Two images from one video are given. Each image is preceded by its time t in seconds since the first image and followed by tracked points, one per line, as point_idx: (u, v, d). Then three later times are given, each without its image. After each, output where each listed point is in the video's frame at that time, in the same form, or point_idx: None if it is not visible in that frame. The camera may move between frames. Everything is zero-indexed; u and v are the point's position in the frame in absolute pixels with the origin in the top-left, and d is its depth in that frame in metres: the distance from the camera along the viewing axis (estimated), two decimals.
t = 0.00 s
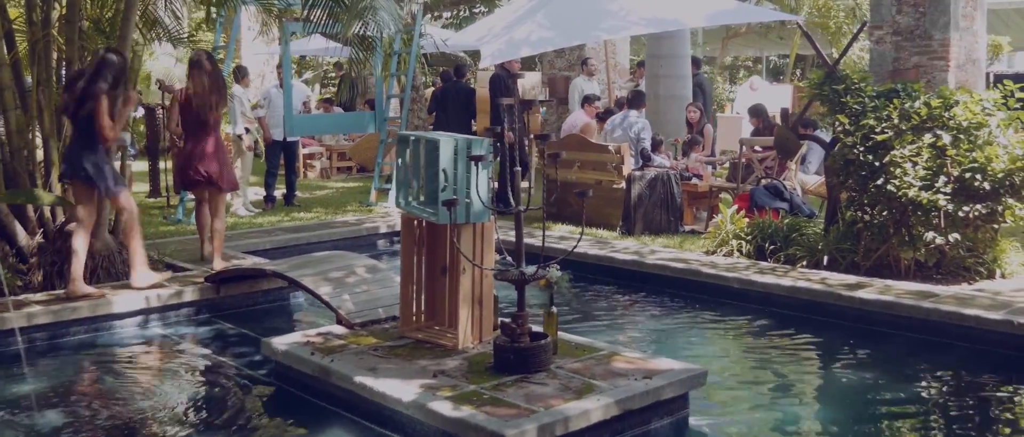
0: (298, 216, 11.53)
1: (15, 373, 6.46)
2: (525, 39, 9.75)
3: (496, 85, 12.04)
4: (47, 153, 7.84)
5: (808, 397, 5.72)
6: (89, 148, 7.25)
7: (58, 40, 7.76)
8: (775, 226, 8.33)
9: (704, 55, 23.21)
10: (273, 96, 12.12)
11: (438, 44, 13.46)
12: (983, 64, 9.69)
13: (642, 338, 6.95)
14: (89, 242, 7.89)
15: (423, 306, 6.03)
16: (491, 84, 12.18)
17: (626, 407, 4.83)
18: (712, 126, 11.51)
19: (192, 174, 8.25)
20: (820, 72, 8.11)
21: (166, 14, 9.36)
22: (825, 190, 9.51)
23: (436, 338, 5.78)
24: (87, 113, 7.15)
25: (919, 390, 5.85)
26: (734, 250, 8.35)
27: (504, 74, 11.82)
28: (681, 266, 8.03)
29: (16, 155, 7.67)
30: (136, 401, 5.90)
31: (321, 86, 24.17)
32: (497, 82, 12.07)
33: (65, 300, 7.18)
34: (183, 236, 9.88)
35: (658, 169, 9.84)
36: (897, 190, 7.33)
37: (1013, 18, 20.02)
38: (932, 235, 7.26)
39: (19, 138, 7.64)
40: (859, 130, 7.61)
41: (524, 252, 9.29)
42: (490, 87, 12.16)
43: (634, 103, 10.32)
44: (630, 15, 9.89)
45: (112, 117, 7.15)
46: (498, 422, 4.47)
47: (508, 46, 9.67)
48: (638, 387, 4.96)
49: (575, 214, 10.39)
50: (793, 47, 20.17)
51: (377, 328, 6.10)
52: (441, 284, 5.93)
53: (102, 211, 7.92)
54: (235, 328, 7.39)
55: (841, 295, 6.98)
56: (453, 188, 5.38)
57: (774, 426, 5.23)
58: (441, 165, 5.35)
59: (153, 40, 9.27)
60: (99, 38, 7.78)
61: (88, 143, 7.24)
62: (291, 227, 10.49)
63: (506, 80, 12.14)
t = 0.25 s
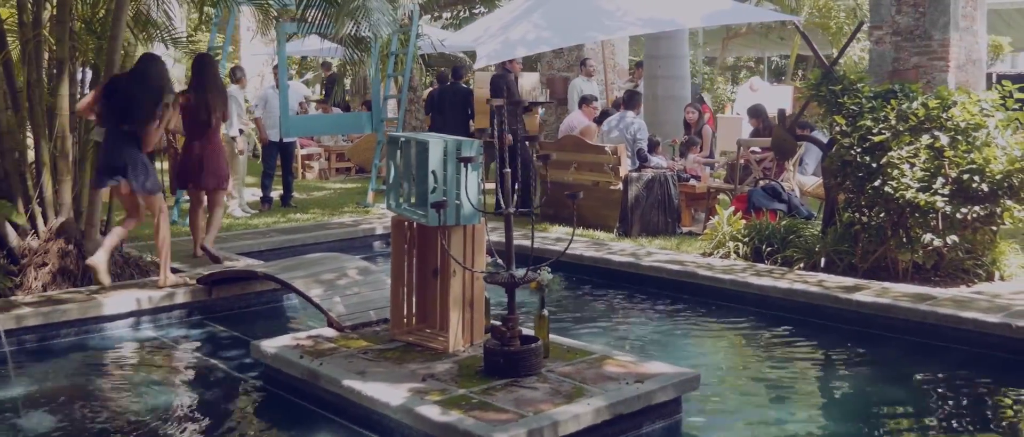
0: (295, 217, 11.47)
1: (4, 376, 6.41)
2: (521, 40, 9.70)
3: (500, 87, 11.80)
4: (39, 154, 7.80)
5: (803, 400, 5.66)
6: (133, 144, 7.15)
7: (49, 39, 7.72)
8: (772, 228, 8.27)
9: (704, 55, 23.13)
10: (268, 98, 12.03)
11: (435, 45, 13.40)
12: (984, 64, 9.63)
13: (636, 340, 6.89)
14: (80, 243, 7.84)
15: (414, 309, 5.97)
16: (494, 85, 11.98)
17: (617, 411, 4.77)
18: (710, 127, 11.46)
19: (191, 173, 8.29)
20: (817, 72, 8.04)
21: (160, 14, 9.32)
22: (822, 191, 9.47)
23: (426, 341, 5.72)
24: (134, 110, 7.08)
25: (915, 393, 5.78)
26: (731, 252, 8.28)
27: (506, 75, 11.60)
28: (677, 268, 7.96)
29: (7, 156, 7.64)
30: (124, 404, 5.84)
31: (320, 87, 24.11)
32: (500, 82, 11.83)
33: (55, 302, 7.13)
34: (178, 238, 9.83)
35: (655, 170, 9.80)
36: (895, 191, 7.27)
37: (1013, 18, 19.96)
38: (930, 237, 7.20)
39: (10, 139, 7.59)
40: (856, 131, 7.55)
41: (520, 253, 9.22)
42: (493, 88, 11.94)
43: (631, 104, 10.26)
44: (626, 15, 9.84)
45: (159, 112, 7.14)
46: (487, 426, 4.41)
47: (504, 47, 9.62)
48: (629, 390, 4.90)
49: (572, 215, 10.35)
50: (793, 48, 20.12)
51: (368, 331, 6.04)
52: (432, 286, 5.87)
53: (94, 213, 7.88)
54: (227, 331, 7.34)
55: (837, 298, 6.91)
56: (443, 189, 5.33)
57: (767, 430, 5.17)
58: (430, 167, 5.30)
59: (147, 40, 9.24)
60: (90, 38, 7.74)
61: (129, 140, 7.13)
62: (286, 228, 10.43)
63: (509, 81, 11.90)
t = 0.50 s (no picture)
0: (291, 218, 11.42)
1: None
2: (518, 40, 9.65)
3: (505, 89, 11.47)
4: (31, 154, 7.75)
5: (798, 404, 5.59)
6: (156, 141, 7.34)
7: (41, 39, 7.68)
8: (770, 230, 8.20)
9: (705, 56, 23.06)
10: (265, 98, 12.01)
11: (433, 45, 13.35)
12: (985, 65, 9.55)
13: (632, 343, 6.83)
14: (73, 245, 7.79)
15: (406, 312, 5.91)
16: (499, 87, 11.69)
17: (609, 416, 4.70)
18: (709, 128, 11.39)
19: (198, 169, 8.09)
20: (815, 73, 7.97)
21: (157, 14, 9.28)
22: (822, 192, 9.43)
23: (418, 344, 5.66)
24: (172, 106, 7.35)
25: (913, 397, 5.71)
26: (728, 254, 8.21)
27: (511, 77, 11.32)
28: (674, 270, 7.90)
29: None
30: (113, 408, 5.79)
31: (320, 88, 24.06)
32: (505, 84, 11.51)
33: (46, 304, 7.09)
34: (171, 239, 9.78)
35: (652, 172, 9.73)
36: (893, 193, 7.20)
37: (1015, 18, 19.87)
38: (929, 239, 7.13)
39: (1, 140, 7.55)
40: (854, 132, 7.48)
41: (517, 255, 9.16)
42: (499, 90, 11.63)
43: (628, 105, 10.21)
44: (624, 15, 9.77)
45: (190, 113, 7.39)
46: (476, 431, 4.34)
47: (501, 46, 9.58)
48: (621, 395, 4.84)
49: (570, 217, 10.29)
50: (794, 48, 20.07)
51: (359, 334, 5.99)
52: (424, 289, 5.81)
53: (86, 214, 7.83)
54: (219, 333, 7.29)
55: (835, 301, 6.85)
56: (434, 191, 5.27)
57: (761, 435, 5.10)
58: (421, 169, 5.24)
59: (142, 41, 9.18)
60: (83, 39, 7.69)
61: (153, 138, 7.33)
62: (282, 229, 10.38)
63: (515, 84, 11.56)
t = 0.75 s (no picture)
0: (289, 219, 11.37)
1: None
2: (516, 40, 9.60)
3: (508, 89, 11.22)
4: (23, 156, 7.70)
5: (795, 408, 5.52)
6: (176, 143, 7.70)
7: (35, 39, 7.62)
8: (768, 232, 8.14)
9: (706, 57, 22.99)
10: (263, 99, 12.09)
11: (432, 46, 13.29)
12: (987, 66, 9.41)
13: (628, 346, 6.77)
14: (66, 246, 7.73)
15: (399, 314, 5.86)
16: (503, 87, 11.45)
17: (602, 421, 4.64)
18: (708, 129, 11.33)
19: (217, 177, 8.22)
20: (814, 73, 7.91)
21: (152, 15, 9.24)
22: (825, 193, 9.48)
23: (410, 347, 5.60)
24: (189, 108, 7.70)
25: (912, 401, 5.64)
26: (726, 256, 8.14)
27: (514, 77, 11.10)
28: (671, 272, 7.83)
29: None
30: (103, 412, 5.74)
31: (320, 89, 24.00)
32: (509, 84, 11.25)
33: (39, 306, 7.04)
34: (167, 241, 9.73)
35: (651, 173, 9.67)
36: (892, 195, 7.13)
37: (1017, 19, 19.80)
38: (928, 242, 7.06)
39: None
40: (853, 134, 7.41)
41: (514, 257, 9.10)
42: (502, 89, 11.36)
43: (627, 106, 10.17)
44: (623, 16, 9.70)
45: (202, 114, 7.74)
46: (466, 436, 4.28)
47: (499, 47, 9.53)
48: (615, 400, 4.77)
49: (568, 218, 10.25)
50: (795, 48, 20.01)
51: (352, 337, 5.93)
52: (417, 292, 5.74)
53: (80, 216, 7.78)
54: (213, 336, 7.24)
55: (833, 303, 6.78)
56: (427, 193, 5.20)
57: None
58: (414, 170, 5.17)
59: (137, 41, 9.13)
60: (76, 39, 7.64)
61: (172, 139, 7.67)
62: (279, 231, 10.33)
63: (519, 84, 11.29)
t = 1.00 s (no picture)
0: (288, 221, 11.33)
1: None
2: (515, 40, 9.56)
3: (512, 89, 10.93)
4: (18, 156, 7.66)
5: (793, 412, 5.45)
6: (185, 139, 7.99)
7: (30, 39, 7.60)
8: (769, 234, 8.08)
9: (709, 58, 22.90)
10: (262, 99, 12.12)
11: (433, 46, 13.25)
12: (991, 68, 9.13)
13: (626, 349, 6.71)
14: (61, 247, 7.69)
15: (394, 317, 5.80)
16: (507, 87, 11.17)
17: (595, 426, 4.57)
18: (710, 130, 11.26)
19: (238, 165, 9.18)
20: (815, 74, 7.84)
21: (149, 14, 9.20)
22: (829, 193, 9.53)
23: (405, 351, 5.55)
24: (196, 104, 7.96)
25: (912, 405, 5.57)
26: (726, 258, 8.08)
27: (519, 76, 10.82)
28: (671, 274, 7.77)
29: None
30: (95, 415, 5.69)
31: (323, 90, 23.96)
32: (513, 85, 10.96)
33: (33, 308, 6.99)
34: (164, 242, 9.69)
35: (652, 174, 9.61)
36: (893, 197, 7.06)
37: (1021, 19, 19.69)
38: (929, 244, 6.99)
39: None
40: (854, 135, 7.34)
41: (512, 258, 9.05)
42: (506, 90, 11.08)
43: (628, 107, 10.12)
44: (624, 15, 9.64)
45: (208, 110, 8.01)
46: None
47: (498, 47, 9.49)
48: (609, 404, 4.71)
49: (568, 219, 10.20)
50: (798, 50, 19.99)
51: (346, 340, 5.87)
52: (411, 294, 5.68)
53: (75, 217, 7.74)
54: (208, 338, 7.19)
55: (833, 306, 6.71)
56: (420, 194, 5.15)
57: None
58: (407, 171, 5.13)
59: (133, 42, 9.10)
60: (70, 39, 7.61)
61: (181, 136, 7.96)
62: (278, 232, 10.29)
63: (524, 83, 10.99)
